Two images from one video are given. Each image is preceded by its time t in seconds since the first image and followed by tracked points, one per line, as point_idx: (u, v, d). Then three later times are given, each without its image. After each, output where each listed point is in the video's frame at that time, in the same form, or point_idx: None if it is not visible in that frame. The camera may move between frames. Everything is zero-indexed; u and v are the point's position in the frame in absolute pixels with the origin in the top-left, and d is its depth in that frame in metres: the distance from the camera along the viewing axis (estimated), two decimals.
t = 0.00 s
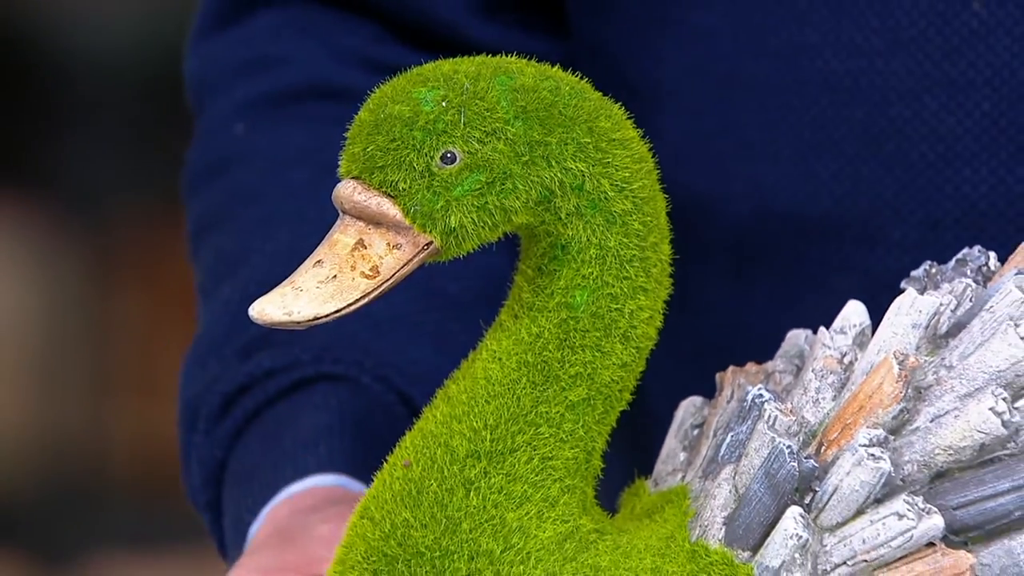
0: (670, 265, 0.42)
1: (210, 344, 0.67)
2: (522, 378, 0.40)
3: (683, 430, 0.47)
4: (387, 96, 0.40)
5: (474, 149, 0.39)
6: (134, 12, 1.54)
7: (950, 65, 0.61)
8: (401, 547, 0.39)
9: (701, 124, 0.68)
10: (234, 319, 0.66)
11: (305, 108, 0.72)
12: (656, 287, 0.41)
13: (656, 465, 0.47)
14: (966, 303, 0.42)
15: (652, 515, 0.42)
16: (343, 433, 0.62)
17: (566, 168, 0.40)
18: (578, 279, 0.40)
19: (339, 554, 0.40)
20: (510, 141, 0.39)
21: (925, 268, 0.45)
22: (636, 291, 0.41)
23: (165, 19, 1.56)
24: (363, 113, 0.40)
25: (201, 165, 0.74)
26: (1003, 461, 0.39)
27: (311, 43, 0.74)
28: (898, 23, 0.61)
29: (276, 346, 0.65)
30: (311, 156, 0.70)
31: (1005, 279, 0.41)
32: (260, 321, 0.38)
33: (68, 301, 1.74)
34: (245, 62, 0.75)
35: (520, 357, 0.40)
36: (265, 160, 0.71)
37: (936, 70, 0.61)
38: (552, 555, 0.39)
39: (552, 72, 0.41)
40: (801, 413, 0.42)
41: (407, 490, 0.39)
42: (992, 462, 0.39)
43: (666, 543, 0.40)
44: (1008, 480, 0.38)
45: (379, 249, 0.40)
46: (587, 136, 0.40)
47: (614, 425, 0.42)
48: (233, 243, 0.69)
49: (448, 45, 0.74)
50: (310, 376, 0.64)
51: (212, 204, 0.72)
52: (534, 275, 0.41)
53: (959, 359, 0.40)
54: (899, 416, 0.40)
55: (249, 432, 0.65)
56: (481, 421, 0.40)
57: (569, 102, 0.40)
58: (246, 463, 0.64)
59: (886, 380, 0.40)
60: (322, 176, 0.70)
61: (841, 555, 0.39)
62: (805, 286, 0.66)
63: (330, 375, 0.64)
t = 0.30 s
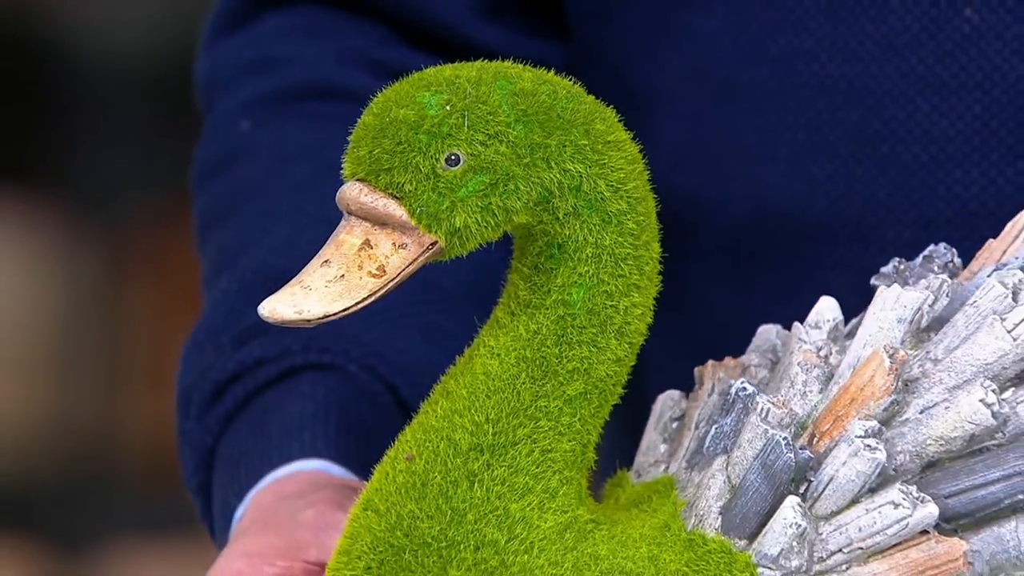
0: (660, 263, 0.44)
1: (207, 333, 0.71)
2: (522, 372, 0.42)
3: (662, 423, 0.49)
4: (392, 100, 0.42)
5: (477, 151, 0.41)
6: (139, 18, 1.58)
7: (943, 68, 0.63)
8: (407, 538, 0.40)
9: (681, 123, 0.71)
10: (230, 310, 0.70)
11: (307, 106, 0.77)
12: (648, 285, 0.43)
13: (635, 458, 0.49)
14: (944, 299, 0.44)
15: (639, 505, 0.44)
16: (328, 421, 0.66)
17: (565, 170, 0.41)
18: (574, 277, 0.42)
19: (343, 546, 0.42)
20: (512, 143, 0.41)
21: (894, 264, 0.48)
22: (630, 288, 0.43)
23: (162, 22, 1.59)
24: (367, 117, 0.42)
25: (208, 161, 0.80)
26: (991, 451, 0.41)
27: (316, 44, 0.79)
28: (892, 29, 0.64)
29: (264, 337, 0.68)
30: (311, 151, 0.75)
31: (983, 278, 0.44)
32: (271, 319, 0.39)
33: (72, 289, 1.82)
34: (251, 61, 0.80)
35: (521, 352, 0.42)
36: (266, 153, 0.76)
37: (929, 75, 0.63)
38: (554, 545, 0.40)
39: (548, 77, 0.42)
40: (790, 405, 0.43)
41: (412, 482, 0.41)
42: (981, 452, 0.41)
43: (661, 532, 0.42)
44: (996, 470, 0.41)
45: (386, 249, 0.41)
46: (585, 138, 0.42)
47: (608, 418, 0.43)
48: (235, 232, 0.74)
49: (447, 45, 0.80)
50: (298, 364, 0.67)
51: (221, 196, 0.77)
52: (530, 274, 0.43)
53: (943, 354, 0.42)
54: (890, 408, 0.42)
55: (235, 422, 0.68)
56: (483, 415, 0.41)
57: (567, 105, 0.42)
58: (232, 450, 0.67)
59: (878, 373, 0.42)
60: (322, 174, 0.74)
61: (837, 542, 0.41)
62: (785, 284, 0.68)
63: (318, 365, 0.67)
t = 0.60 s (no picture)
0: (655, 261, 0.46)
1: (205, 319, 0.74)
2: (529, 366, 0.44)
3: (644, 415, 0.51)
4: (404, 103, 0.43)
5: (490, 152, 0.42)
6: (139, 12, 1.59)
7: (931, 66, 0.69)
8: (424, 529, 0.42)
9: (689, 121, 0.76)
10: (231, 295, 0.73)
11: (307, 99, 0.81)
12: (645, 281, 0.46)
13: (616, 449, 0.51)
14: (925, 293, 0.46)
15: (631, 494, 0.45)
16: (326, 408, 0.69)
17: (571, 171, 0.44)
18: (578, 275, 0.44)
19: (357, 536, 0.43)
20: (522, 145, 0.43)
21: (862, 260, 0.51)
22: (630, 284, 0.45)
23: (172, 20, 1.60)
24: (381, 120, 0.43)
25: (207, 151, 0.83)
26: (986, 440, 0.43)
27: (317, 40, 0.83)
28: (880, 29, 0.70)
29: (265, 325, 0.71)
30: (311, 144, 0.78)
31: (961, 273, 0.46)
32: (292, 317, 0.41)
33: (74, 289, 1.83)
34: (254, 55, 0.84)
35: (528, 347, 0.44)
36: (266, 144, 0.79)
37: (915, 72, 0.70)
38: (564, 534, 0.42)
39: (552, 81, 0.44)
40: (784, 397, 0.45)
41: (426, 474, 0.43)
42: (976, 441, 0.43)
43: (664, 521, 0.43)
44: (995, 458, 0.42)
45: (401, 248, 0.43)
46: (589, 139, 0.44)
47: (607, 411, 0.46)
48: (237, 218, 0.78)
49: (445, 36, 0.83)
50: (298, 353, 0.70)
51: (218, 185, 0.81)
52: (533, 272, 0.45)
53: (936, 346, 0.44)
54: (888, 398, 0.43)
55: (236, 407, 0.71)
56: (493, 408, 0.43)
57: (572, 107, 0.44)
58: (232, 433, 0.70)
59: (877, 364, 0.44)
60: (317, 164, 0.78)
61: (842, 529, 0.42)
62: (783, 270, 0.74)
63: (316, 353, 0.70)
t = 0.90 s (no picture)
0: (655, 258, 0.48)
1: (214, 310, 0.76)
2: (540, 361, 0.45)
3: (631, 408, 0.51)
4: (421, 106, 0.44)
5: (506, 153, 0.44)
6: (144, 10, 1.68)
7: (914, 65, 0.71)
8: (443, 519, 0.43)
9: (678, 117, 0.78)
10: (240, 287, 0.75)
11: (308, 96, 0.82)
12: (648, 278, 0.47)
13: (602, 440, 0.51)
14: (915, 287, 0.47)
15: (629, 485, 0.46)
16: (336, 395, 0.70)
17: (581, 170, 0.45)
18: (585, 271, 0.46)
19: (376, 527, 0.44)
20: (535, 146, 0.44)
21: (836, 255, 0.51)
22: (634, 281, 0.47)
23: (180, 22, 1.70)
24: (398, 122, 0.44)
25: (210, 150, 0.85)
26: (982, 429, 0.44)
27: (318, 39, 0.84)
28: (865, 27, 0.72)
29: (274, 315, 0.73)
30: (314, 140, 0.80)
31: (944, 269, 0.47)
32: (318, 314, 0.42)
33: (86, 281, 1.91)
34: (257, 56, 0.84)
35: (538, 342, 0.46)
36: (270, 141, 0.81)
37: (899, 69, 0.71)
38: (578, 523, 0.43)
39: (560, 84, 0.46)
40: (783, 389, 0.46)
41: (444, 466, 0.44)
42: (973, 430, 0.44)
43: (671, 509, 0.45)
44: (992, 445, 0.43)
45: (421, 247, 0.44)
46: (597, 140, 0.45)
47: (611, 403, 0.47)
48: (243, 212, 0.79)
49: (454, 35, 0.85)
50: (305, 343, 0.72)
51: (223, 180, 0.82)
52: (541, 268, 0.46)
53: (929, 339, 0.45)
54: (887, 389, 0.45)
55: (246, 395, 0.73)
56: (506, 402, 0.45)
57: (580, 110, 0.45)
58: (242, 421, 0.72)
59: (876, 357, 0.45)
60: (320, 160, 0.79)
61: (847, 516, 0.43)
62: (771, 262, 0.75)
63: (321, 344, 0.72)
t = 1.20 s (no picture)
0: (650, 254, 0.49)
1: (218, 306, 0.78)
2: (538, 354, 0.47)
3: (626, 399, 0.53)
4: (422, 106, 0.46)
5: (504, 153, 0.45)
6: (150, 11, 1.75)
7: (896, 62, 0.72)
8: (444, 507, 0.45)
9: (670, 116, 0.79)
10: (244, 283, 0.77)
11: (309, 97, 0.83)
12: (642, 273, 0.49)
13: (596, 431, 0.53)
14: (902, 282, 0.49)
15: (623, 473, 0.48)
16: (337, 389, 0.72)
17: (577, 169, 0.46)
18: (581, 267, 0.47)
19: (379, 514, 0.46)
20: (533, 145, 0.45)
21: (824, 250, 0.52)
22: (629, 276, 0.48)
23: (190, 28, 1.77)
24: (400, 123, 0.46)
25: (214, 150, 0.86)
26: (966, 420, 0.46)
27: (319, 41, 0.85)
28: (850, 27, 0.73)
29: (275, 313, 0.75)
30: (313, 141, 0.81)
31: (929, 264, 0.49)
32: (322, 309, 0.44)
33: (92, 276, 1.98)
34: (259, 58, 0.86)
35: (535, 336, 0.47)
36: (272, 140, 0.82)
37: (883, 67, 0.72)
38: (574, 511, 0.45)
39: (556, 86, 0.47)
40: (772, 380, 0.47)
41: (444, 456, 0.45)
42: (958, 421, 0.46)
43: (663, 497, 0.46)
44: (975, 436, 0.45)
45: (422, 243, 0.45)
46: (593, 139, 0.47)
47: (606, 395, 0.49)
48: (247, 212, 0.81)
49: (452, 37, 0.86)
50: (308, 339, 0.74)
51: (227, 180, 0.83)
52: (538, 264, 0.47)
53: (915, 333, 0.47)
54: (874, 380, 0.46)
55: (250, 390, 0.74)
56: (505, 393, 0.46)
57: (576, 110, 0.47)
58: (246, 415, 0.73)
59: (863, 350, 0.46)
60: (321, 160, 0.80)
61: (835, 505, 0.45)
62: (759, 256, 0.76)
63: (323, 340, 0.74)
